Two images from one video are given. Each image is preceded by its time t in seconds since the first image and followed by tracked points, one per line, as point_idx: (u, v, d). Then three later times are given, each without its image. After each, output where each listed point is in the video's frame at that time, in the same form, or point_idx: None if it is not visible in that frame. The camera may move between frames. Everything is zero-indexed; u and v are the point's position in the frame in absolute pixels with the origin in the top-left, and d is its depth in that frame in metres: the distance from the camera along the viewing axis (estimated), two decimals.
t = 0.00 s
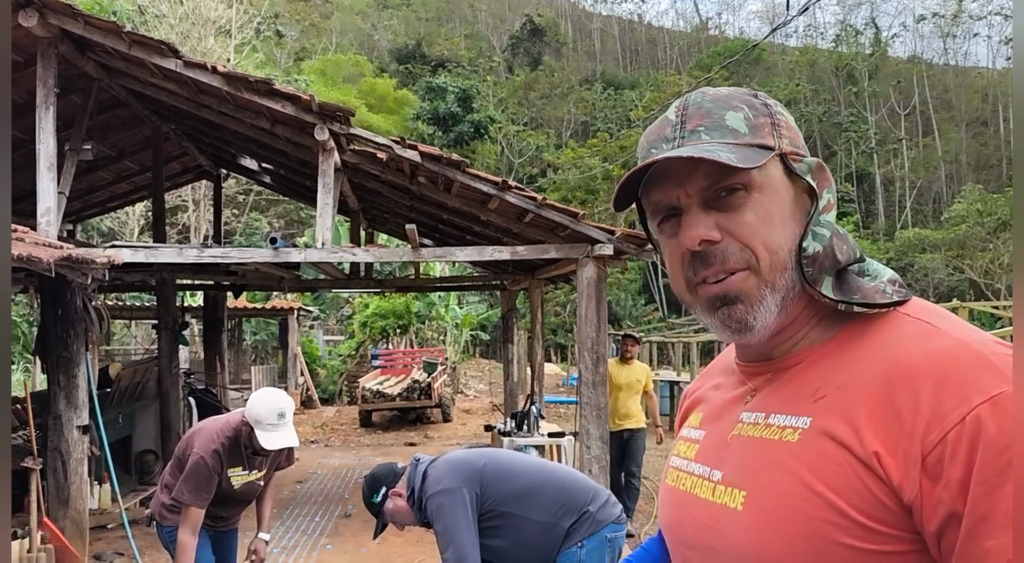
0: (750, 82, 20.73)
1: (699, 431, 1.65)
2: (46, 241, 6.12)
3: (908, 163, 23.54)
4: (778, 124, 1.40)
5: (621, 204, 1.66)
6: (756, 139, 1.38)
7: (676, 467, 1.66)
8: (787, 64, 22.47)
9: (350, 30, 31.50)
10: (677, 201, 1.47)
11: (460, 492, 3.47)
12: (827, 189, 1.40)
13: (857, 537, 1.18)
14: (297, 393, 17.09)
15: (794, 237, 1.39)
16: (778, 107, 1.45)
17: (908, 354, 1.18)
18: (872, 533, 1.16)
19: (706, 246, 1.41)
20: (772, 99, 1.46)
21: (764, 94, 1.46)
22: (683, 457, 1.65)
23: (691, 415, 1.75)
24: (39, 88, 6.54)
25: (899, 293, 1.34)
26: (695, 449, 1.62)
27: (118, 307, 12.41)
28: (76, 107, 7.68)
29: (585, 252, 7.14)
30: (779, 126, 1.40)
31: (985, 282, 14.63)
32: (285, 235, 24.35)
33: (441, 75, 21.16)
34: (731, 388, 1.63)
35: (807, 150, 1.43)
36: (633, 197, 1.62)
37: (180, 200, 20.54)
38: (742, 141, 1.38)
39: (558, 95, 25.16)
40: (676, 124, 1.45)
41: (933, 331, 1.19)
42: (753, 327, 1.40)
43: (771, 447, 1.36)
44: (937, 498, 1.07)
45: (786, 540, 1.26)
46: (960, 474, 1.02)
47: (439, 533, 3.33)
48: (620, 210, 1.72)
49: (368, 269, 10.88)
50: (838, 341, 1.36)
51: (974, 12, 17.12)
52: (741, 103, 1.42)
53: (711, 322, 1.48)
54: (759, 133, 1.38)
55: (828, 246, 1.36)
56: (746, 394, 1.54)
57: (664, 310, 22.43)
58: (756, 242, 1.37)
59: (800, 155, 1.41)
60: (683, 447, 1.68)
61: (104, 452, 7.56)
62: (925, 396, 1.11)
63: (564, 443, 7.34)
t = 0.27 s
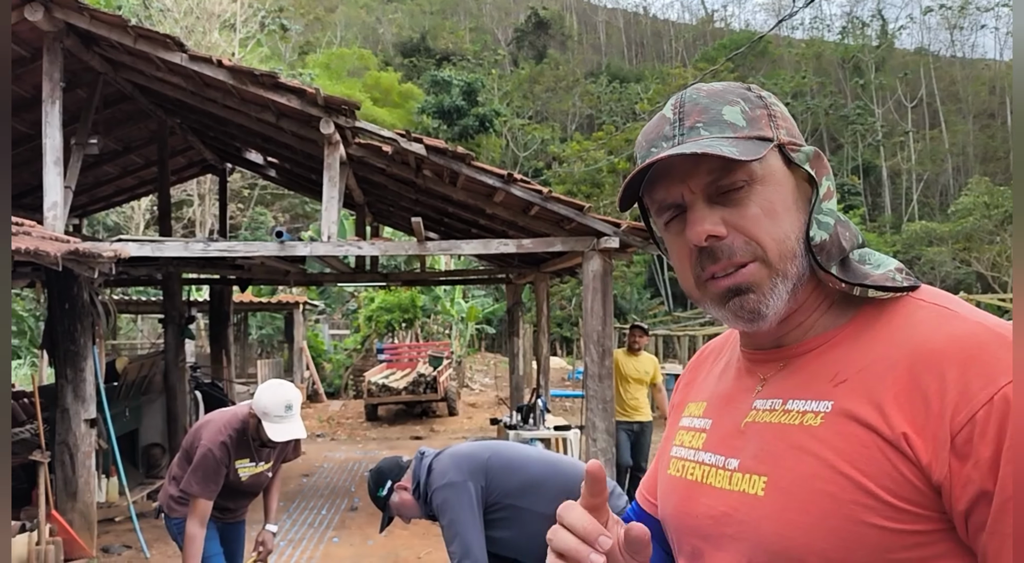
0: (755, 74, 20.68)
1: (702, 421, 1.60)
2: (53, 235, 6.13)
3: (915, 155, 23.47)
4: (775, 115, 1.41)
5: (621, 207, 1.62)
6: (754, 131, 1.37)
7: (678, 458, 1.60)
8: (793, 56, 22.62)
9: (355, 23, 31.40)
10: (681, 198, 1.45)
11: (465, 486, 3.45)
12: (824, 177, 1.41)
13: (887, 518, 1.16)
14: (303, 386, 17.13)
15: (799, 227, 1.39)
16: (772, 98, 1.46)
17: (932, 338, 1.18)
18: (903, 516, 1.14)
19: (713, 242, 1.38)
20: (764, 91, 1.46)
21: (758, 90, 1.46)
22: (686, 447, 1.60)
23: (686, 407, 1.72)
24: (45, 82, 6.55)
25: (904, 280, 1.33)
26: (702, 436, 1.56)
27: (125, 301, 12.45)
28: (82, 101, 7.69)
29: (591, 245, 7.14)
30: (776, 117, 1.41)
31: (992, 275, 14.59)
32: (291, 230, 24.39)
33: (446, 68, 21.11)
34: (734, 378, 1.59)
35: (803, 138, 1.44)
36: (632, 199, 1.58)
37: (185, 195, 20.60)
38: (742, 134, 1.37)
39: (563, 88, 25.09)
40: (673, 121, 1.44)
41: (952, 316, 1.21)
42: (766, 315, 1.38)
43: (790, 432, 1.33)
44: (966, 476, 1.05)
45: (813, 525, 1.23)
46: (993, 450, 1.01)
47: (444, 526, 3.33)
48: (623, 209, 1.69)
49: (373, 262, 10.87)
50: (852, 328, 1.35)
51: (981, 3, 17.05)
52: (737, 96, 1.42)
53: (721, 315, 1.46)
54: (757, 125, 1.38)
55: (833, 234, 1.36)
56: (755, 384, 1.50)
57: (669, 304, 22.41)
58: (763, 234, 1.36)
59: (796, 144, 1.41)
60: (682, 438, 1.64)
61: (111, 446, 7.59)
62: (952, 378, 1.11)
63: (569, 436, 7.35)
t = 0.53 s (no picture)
0: (756, 73, 20.69)
1: (700, 420, 1.59)
2: (54, 234, 6.13)
3: (915, 154, 23.45)
4: (776, 112, 1.41)
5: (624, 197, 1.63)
6: (755, 127, 1.38)
7: (674, 458, 1.59)
8: (795, 55, 22.47)
9: (355, 23, 31.34)
10: (681, 192, 1.45)
11: (464, 485, 3.45)
12: (825, 175, 1.41)
13: (909, 512, 1.16)
14: (303, 385, 17.14)
15: (800, 225, 1.39)
16: (773, 93, 1.45)
17: (946, 334, 1.20)
18: (927, 511, 1.15)
19: (713, 237, 1.39)
20: (766, 87, 1.46)
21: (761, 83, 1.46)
22: (683, 447, 1.59)
23: (678, 405, 1.71)
24: (46, 82, 6.55)
25: (906, 280, 1.35)
26: (700, 436, 1.55)
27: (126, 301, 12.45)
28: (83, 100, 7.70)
29: (592, 243, 7.14)
30: (777, 114, 1.41)
31: (993, 273, 14.59)
32: (291, 229, 24.41)
33: (447, 67, 21.11)
34: (731, 375, 1.59)
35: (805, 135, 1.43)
36: (632, 190, 1.59)
37: (186, 194, 20.63)
38: (742, 129, 1.37)
39: (563, 87, 25.07)
40: (675, 115, 1.44)
41: (962, 313, 1.23)
42: (768, 319, 1.38)
43: (802, 428, 1.32)
44: (991, 469, 1.06)
45: (835, 522, 1.22)
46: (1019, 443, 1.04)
47: (442, 525, 3.32)
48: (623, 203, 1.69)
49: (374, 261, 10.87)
50: (858, 325, 1.36)
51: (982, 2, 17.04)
52: (738, 92, 1.41)
53: (722, 314, 1.45)
54: (758, 122, 1.38)
55: (836, 235, 1.37)
56: (756, 382, 1.49)
57: (670, 303, 22.40)
58: (763, 231, 1.36)
59: (797, 142, 1.41)
60: (676, 437, 1.63)
61: (113, 445, 7.60)
62: (972, 373, 1.13)
63: (570, 436, 7.35)
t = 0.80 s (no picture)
0: (753, 74, 20.70)
1: (692, 420, 1.58)
2: (51, 234, 6.13)
3: (913, 155, 23.48)
4: (765, 113, 1.40)
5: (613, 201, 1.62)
6: (743, 128, 1.37)
7: (666, 459, 1.60)
8: (792, 56, 23.24)
9: (352, 23, 31.32)
10: (670, 194, 1.45)
11: (459, 485, 3.44)
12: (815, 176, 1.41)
13: (896, 517, 1.16)
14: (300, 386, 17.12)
15: (789, 227, 1.38)
16: (763, 93, 1.44)
17: (935, 336, 1.19)
18: (914, 516, 1.14)
19: (701, 240, 1.38)
20: (756, 87, 1.45)
21: (750, 84, 1.45)
22: (674, 447, 1.59)
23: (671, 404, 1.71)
24: (43, 82, 6.55)
25: (897, 281, 1.34)
26: (692, 436, 1.55)
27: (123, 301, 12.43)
28: (80, 101, 7.69)
29: (589, 244, 7.14)
30: (767, 114, 1.40)
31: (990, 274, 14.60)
32: (288, 230, 24.39)
33: (445, 68, 21.09)
34: (724, 376, 1.58)
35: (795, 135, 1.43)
36: (622, 193, 1.59)
37: (183, 194, 20.62)
38: (731, 132, 1.36)
39: (561, 88, 25.08)
40: (664, 117, 1.43)
41: (951, 315, 1.22)
42: (758, 319, 1.38)
43: (791, 431, 1.32)
44: (977, 474, 1.06)
45: (823, 526, 1.22)
46: (1004, 448, 1.03)
47: (437, 526, 3.32)
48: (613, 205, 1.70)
49: (371, 262, 10.87)
50: (848, 327, 1.35)
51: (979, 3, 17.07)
52: (727, 93, 1.41)
53: (711, 316, 1.45)
54: (747, 123, 1.38)
55: (825, 236, 1.37)
56: (747, 383, 1.48)
57: (667, 304, 22.41)
58: (752, 234, 1.36)
59: (788, 142, 1.40)
60: (668, 438, 1.63)
61: (109, 445, 7.60)
62: (960, 378, 1.12)
63: (568, 437, 7.36)
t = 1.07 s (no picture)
0: (752, 72, 20.70)
1: (693, 413, 1.61)
2: (51, 232, 6.13)
3: (913, 154, 23.48)
4: (758, 112, 1.40)
5: (608, 202, 1.65)
6: (733, 128, 1.37)
7: (669, 451, 1.62)
8: (792, 54, 23.27)
9: (352, 21, 31.22)
10: (662, 196, 1.46)
11: (456, 485, 3.44)
12: (810, 175, 1.39)
13: (865, 519, 1.17)
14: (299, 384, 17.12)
15: (780, 227, 1.38)
16: (757, 92, 1.44)
17: (912, 340, 1.18)
18: (881, 520, 1.15)
19: (690, 242, 1.39)
20: (751, 86, 1.44)
21: (746, 83, 1.45)
22: (676, 440, 1.61)
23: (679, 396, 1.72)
24: (43, 79, 6.55)
25: (892, 281, 1.32)
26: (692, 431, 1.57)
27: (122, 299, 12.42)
28: (80, 99, 7.69)
29: (588, 243, 7.13)
30: (760, 114, 1.39)
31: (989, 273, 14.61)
32: (288, 228, 24.38)
33: (444, 66, 21.08)
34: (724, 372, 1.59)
35: (790, 133, 1.41)
36: (619, 193, 1.61)
37: (182, 192, 20.61)
38: (720, 133, 1.37)
39: (561, 87, 25.08)
40: (656, 121, 1.45)
41: (932, 317, 1.21)
42: (745, 317, 1.38)
43: (774, 430, 1.33)
44: (942, 479, 1.07)
45: (793, 526, 1.23)
46: (966, 455, 1.03)
47: (435, 525, 3.32)
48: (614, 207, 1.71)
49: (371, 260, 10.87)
50: (837, 327, 1.35)
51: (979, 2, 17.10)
52: (719, 94, 1.41)
53: (703, 314, 1.46)
54: (738, 124, 1.38)
55: (816, 235, 1.34)
56: (742, 380, 1.50)
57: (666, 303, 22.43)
58: (739, 237, 1.36)
59: (782, 141, 1.39)
60: (674, 430, 1.64)
61: (109, 443, 7.61)
62: (930, 382, 1.12)
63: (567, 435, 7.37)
